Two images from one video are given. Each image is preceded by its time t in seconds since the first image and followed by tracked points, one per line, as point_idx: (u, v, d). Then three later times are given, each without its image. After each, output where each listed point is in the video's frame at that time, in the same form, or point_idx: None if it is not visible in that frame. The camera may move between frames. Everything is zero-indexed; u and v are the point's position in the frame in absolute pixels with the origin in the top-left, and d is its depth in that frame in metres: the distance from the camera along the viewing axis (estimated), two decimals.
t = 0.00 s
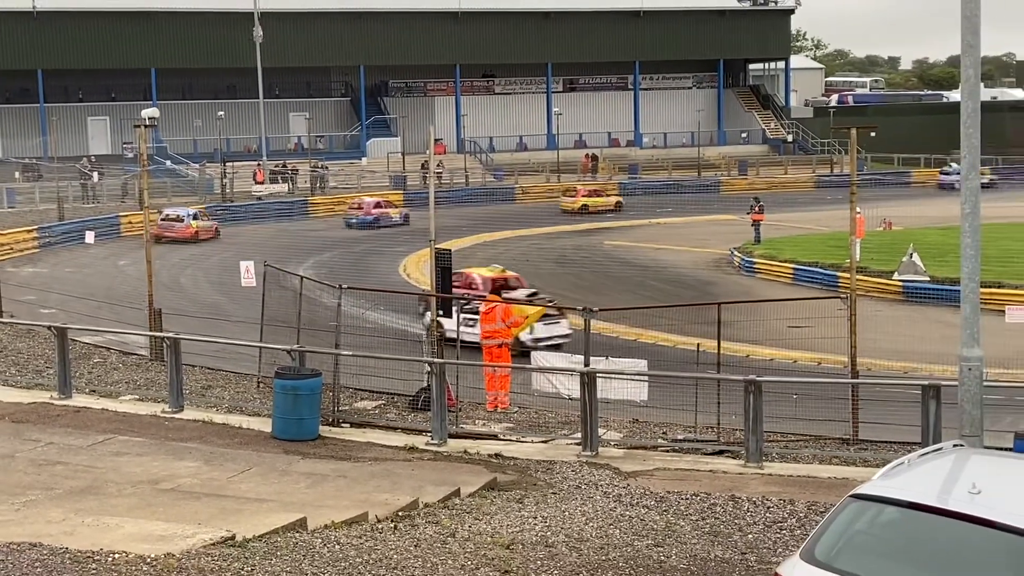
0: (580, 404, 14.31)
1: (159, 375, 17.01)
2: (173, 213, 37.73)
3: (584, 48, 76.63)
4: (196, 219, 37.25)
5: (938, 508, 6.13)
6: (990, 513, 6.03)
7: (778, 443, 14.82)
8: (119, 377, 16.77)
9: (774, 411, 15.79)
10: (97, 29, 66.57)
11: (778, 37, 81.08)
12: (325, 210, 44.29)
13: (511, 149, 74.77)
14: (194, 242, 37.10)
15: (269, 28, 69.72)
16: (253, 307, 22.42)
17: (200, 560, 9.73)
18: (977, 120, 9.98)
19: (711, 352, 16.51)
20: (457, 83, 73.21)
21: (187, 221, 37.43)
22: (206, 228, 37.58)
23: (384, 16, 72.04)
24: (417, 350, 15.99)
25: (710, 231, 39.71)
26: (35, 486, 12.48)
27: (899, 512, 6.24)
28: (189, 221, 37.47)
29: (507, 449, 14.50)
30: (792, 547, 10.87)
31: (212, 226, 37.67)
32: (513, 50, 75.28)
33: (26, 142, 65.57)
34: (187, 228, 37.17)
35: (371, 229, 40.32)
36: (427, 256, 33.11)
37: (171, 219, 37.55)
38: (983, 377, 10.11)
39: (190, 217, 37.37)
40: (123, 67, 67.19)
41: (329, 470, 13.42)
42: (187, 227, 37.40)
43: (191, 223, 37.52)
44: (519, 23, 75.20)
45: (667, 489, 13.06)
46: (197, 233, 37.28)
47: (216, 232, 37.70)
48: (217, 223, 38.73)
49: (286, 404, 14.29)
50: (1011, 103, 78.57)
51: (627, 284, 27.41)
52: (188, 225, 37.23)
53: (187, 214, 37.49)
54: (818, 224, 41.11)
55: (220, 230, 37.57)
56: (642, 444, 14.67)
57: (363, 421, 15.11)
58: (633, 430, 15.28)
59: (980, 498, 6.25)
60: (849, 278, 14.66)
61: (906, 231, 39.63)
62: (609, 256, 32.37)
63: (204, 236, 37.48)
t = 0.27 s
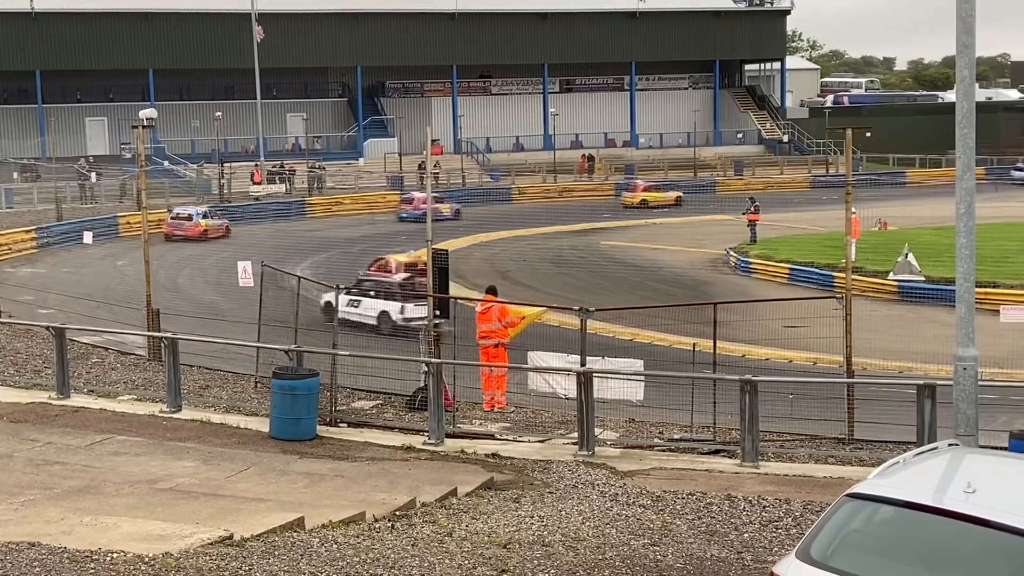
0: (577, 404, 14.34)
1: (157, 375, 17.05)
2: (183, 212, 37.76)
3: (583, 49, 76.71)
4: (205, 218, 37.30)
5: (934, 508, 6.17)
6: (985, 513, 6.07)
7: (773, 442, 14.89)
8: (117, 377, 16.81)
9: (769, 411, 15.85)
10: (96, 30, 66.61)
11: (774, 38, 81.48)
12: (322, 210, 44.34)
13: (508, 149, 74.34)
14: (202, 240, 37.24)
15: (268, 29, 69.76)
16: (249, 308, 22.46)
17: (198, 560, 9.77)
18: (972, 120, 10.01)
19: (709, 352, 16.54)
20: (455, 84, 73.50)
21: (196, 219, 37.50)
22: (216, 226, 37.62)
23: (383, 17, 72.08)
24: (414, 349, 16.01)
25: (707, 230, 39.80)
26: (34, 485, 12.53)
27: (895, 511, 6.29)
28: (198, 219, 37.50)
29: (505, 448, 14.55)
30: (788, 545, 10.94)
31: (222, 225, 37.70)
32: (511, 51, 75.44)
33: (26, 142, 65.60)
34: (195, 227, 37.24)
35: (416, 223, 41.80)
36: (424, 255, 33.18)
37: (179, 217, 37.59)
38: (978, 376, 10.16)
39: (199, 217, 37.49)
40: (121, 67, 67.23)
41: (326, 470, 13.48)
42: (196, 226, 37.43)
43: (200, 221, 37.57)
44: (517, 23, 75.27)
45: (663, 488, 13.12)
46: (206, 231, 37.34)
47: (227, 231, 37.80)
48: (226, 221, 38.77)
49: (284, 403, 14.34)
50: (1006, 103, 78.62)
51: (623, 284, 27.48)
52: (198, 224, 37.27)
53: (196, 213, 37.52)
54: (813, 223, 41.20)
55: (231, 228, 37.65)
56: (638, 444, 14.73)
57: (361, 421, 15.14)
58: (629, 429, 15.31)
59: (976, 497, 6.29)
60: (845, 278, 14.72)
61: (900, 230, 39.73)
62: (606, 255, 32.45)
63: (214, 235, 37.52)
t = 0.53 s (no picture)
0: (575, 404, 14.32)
1: (155, 376, 17.05)
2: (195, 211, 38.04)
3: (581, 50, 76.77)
4: (215, 216, 37.49)
5: (931, 508, 6.17)
6: (983, 514, 6.07)
7: (771, 443, 14.89)
8: (115, 377, 16.82)
9: (767, 411, 15.86)
10: (94, 30, 66.60)
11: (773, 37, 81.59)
12: (320, 212, 44.22)
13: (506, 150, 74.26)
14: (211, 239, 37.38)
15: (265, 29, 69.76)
16: (245, 308, 22.48)
17: (196, 561, 9.76)
18: (970, 121, 10.02)
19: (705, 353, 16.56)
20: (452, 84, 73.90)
21: (207, 218, 37.69)
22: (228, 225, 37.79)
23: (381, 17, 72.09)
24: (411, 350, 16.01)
25: (705, 230, 39.83)
26: (31, 486, 12.53)
27: (892, 512, 6.29)
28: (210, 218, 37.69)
29: (502, 449, 14.54)
30: (786, 546, 10.94)
31: (234, 224, 37.89)
32: (509, 51, 75.44)
33: (24, 143, 65.61)
34: (206, 225, 37.44)
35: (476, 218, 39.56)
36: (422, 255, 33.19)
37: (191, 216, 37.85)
38: (976, 377, 10.16)
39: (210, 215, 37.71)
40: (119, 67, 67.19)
41: (324, 471, 13.48)
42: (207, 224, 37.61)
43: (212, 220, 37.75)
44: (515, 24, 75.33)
45: (661, 488, 13.12)
46: (217, 229, 37.53)
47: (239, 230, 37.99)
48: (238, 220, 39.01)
49: (282, 403, 14.33)
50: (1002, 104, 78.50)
51: (621, 284, 27.50)
52: (209, 222, 37.46)
53: (208, 211, 37.70)
54: (811, 224, 41.21)
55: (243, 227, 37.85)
56: (636, 444, 14.72)
57: (358, 422, 15.12)
58: (627, 430, 15.28)
59: (973, 498, 6.29)
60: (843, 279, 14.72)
61: (898, 231, 39.78)
62: (604, 256, 32.49)
63: (225, 232, 37.70)
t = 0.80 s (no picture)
0: (574, 405, 14.34)
1: (154, 377, 17.04)
2: (207, 209, 38.33)
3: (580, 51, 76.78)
4: (229, 215, 37.85)
5: (930, 509, 6.18)
6: (982, 515, 6.08)
7: (770, 444, 14.90)
8: (114, 379, 16.81)
9: (766, 412, 15.86)
10: (93, 31, 66.70)
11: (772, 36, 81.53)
12: (318, 212, 44.30)
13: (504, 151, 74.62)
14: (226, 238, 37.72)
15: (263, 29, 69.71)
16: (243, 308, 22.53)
17: (195, 562, 9.75)
18: (969, 121, 10.00)
19: (704, 354, 16.55)
20: (451, 85, 73.52)
21: (220, 217, 38.05)
22: (241, 224, 38.19)
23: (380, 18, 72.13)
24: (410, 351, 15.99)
25: (705, 230, 39.86)
26: (30, 487, 12.53)
27: (890, 512, 6.30)
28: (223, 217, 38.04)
29: (501, 450, 14.54)
30: (784, 546, 10.95)
31: (247, 224, 38.25)
32: (507, 51, 75.41)
33: (23, 144, 65.53)
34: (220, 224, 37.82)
35: (536, 215, 40.29)
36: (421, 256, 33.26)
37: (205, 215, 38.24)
38: (974, 378, 10.14)
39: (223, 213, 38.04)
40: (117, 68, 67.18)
41: (323, 472, 13.49)
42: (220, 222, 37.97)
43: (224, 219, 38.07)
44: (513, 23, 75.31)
45: (660, 489, 13.12)
46: (231, 228, 37.94)
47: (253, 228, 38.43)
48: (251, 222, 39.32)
49: (281, 404, 14.32)
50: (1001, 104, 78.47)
51: (620, 285, 27.56)
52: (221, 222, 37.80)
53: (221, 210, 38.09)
54: (811, 224, 41.22)
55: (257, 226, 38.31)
56: (635, 445, 14.74)
57: (357, 423, 15.10)
58: (626, 430, 15.28)
59: (971, 499, 6.29)
60: (842, 280, 14.72)
61: (896, 232, 39.84)
62: (602, 257, 32.50)
63: (238, 231, 38.13)
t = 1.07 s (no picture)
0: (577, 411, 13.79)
1: (138, 382, 16.50)
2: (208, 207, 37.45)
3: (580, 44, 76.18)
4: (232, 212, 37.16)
5: (944, 517, 5.85)
6: (997, 524, 5.78)
7: (780, 452, 14.33)
8: (97, 384, 16.27)
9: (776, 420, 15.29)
10: (87, 22, 66.33)
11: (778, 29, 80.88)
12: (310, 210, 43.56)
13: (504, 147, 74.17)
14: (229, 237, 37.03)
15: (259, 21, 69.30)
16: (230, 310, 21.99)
17: None
18: (986, 118, 9.45)
19: (712, 358, 15.97)
20: (450, 80, 72.77)
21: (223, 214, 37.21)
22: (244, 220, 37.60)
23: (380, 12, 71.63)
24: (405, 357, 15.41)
25: (712, 230, 39.21)
26: (9, 497, 11.97)
27: (904, 523, 5.95)
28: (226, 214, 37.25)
29: (501, 458, 13.98)
30: (796, 558, 10.38)
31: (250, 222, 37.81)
32: (509, 44, 74.96)
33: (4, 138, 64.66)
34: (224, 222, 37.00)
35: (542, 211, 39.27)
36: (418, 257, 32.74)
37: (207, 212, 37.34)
38: (993, 383, 9.59)
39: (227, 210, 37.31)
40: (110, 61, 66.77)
41: (315, 480, 12.93)
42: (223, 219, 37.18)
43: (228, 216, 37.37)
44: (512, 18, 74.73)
45: (666, 499, 12.56)
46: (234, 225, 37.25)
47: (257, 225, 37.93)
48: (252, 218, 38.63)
49: (271, 411, 13.74)
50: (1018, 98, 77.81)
51: (623, 286, 26.99)
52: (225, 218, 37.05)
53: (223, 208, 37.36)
54: (821, 221, 40.46)
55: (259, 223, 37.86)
56: (640, 453, 14.17)
57: (351, 430, 14.52)
58: (631, 438, 14.69)
59: (989, 508, 5.95)
60: (855, 281, 14.17)
61: (911, 231, 39.19)
62: (605, 257, 31.91)
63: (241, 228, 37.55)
